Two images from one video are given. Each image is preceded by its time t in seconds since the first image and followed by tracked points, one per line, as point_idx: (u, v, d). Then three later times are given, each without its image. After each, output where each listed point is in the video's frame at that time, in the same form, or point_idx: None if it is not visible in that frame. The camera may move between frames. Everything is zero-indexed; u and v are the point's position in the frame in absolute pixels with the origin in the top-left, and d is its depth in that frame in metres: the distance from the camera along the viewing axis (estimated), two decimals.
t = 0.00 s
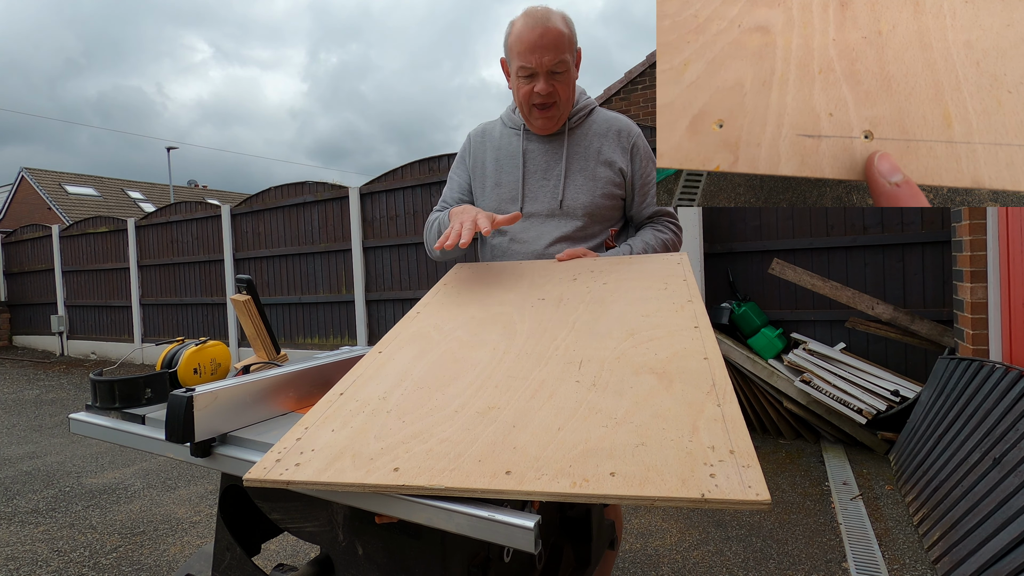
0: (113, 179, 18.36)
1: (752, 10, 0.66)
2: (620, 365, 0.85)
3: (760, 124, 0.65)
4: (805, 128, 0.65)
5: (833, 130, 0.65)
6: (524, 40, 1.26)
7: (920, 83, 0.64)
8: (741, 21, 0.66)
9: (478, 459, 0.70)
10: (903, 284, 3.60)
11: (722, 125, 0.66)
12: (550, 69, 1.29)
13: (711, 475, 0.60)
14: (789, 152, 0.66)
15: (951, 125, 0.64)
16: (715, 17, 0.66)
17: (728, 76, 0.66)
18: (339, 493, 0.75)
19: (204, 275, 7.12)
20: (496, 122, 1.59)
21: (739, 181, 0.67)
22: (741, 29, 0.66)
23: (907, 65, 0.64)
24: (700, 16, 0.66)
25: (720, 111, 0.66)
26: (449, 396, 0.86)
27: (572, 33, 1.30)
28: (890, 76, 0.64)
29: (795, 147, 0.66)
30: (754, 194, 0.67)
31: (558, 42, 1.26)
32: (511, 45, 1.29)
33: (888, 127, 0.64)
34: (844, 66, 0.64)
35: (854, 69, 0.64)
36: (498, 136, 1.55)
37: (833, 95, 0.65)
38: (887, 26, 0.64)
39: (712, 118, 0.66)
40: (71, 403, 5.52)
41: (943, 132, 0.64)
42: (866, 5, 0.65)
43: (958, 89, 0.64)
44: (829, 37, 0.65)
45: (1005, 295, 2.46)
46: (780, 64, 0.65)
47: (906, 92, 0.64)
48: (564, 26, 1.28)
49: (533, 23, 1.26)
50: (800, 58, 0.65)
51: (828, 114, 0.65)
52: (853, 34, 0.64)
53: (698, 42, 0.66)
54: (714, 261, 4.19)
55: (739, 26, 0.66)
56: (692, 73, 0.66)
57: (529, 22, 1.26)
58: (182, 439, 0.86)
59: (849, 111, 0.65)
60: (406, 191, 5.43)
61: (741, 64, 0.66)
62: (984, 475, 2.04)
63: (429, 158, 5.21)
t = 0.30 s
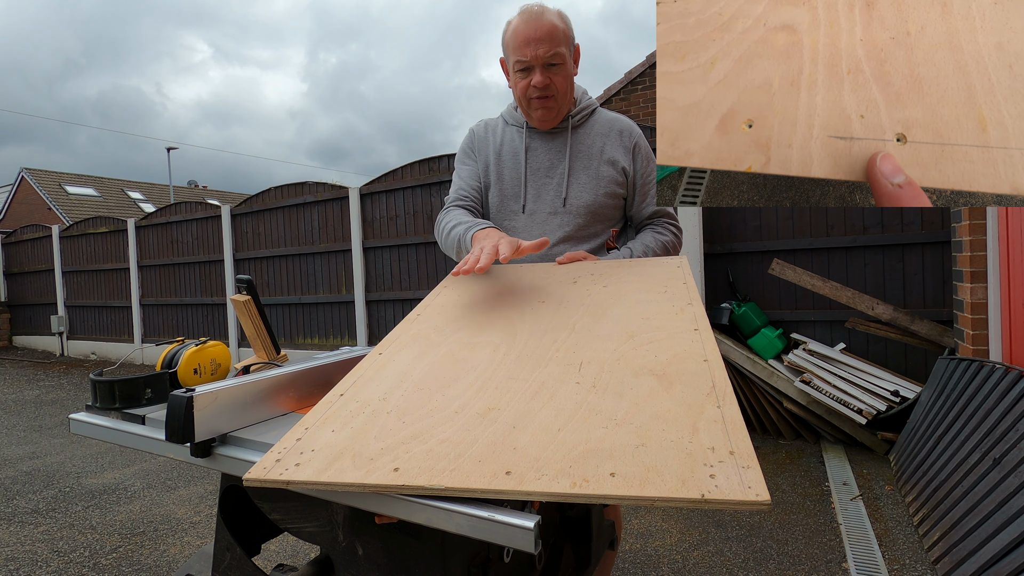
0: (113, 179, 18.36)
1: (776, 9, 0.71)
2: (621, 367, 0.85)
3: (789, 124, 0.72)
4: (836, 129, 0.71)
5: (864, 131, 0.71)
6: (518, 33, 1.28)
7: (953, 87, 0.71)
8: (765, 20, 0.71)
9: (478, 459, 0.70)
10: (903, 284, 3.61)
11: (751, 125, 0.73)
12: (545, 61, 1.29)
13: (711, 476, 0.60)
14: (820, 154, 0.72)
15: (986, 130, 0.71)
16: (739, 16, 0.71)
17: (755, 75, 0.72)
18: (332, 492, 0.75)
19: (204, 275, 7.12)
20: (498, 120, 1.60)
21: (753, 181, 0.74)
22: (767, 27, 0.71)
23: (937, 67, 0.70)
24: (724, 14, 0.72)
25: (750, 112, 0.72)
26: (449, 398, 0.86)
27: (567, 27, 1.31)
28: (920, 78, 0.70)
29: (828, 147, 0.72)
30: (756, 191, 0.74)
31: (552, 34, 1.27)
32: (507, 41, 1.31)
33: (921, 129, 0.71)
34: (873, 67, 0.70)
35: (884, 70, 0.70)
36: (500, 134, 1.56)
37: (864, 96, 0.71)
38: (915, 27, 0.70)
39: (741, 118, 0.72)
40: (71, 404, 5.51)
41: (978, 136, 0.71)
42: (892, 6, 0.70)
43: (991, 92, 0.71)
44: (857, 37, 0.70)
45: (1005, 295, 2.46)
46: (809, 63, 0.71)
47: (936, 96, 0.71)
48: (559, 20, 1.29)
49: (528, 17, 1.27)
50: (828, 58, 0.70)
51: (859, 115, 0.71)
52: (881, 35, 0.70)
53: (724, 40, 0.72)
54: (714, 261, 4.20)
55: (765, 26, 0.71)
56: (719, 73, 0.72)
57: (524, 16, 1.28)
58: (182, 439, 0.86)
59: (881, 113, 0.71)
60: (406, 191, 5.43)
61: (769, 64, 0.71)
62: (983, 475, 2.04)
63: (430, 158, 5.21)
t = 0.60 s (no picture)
0: (113, 179, 18.37)
1: (806, 7, 0.69)
2: (625, 374, 0.85)
3: (824, 124, 0.69)
4: (875, 131, 0.70)
5: (904, 133, 0.70)
6: (515, 34, 1.28)
7: (990, 88, 0.71)
8: (795, 19, 0.69)
9: (478, 460, 0.70)
10: (903, 284, 3.61)
11: (787, 126, 0.70)
12: (542, 61, 1.29)
13: (712, 482, 0.60)
14: (859, 159, 0.70)
15: None
16: (768, 14, 0.69)
17: (789, 75, 0.69)
18: (334, 489, 0.75)
19: (204, 275, 7.12)
20: (500, 120, 1.59)
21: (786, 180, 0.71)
22: (797, 26, 0.69)
23: (973, 69, 0.70)
24: (754, 12, 0.69)
25: (786, 112, 0.70)
26: (452, 399, 0.86)
27: (566, 25, 1.30)
28: (957, 80, 0.70)
29: (866, 150, 0.70)
30: (760, 189, 0.72)
31: (549, 33, 1.27)
32: (505, 41, 1.31)
33: (960, 133, 0.70)
34: (909, 69, 0.70)
35: (919, 72, 0.70)
36: (504, 134, 1.55)
37: (901, 97, 0.70)
38: (948, 29, 0.70)
39: (777, 118, 0.70)
40: (71, 403, 5.52)
41: (1018, 141, 0.71)
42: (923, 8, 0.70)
43: None
44: (890, 38, 0.70)
45: (1005, 294, 2.46)
46: (843, 63, 0.69)
47: (974, 98, 0.71)
48: (558, 18, 1.29)
49: (524, 18, 1.27)
50: (861, 58, 0.69)
51: (897, 118, 0.70)
52: (915, 36, 0.70)
53: (754, 39, 0.70)
54: (714, 262, 4.19)
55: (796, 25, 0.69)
56: (750, 71, 0.70)
57: (521, 16, 1.28)
58: (182, 439, 0.86)
59: (919, 115, 0.70)
60: (406, 191, 5.42)
61: (802, 64, 0.69)
62: (984, 475, 2.04)
63: (430, 158, 5.21)
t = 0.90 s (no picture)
0: (113, 179, 18.37)
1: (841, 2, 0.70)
2: (638, 391, 0.85)
3: (869, 122, 0.70)
4: (921, 131, 0.70)
5: (950, 133, 0.71)
6: (505, 37, 1.29)
7: None
8: (830, 14, 0.70)
9: (479, 463, 0.70)
10: (903, 284, 3.60)
11: (829, 123, 0.70)
12: (532, 60, 1.29)
13: (714, 499, 0.59)
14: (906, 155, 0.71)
15: None
16: (803, 8, 0.69)
17: (827, 71, 0.70)
18: (335, 486, 0.75)
19: (204, 275, 7.13)
20: (501, 120, 1.59)
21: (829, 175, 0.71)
22: (833, 22, 0.70)
23: (1018, 69, 0.71)
24: (788, 6, 0.70)
25: (827, 109, 0.70)
26: (462, 405, 0.86)
27: (556, 23, 1.30)
28: (1001, 78, 0.71)
29: (912, 151, 0.71)
30: (766, 186, 0.73)
31: (538, 32, 1.27)
32: (497, 45, 1.33)
33: (1009, 134, 0.71)
34: (950, 68, 0.71)
35: (962, 71, 0.71)
36: (505, 135, 1.55)
37: (944, 98, 0.71)
38: (990, 27, 0.71)
39: (818, 114, 0.70)
40: (71, 403, 5.52)
41: None
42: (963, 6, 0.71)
43: None
44: (929, 36, 0.71)
45: (1005, 295, 2.45)
46: (882, 61, 0.70)
47: (1018, 98, 0.72)
48: (548, 16, 1.29)
49: (515, 18, 1.29)
50: (901, 56, 0.70)
51: (943, 118, 0.71)
52: (957, 34, 0.71)
53: (789, 34, 0.70)
54: (714, 262, 4.19)
55: (833, 21, 0.70)
56: (788, 66, 0.70)
57: (512, 18, 1.29)
58: (182, 439, 0.86)
59: (964, 116, 0.71)
60: (406, 191, 5.42)
61: (840, 60, 0.70)
62: (983, 475, 2.04)
63: (429, 158, 5.20)
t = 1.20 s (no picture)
0: (113, 179, 18.36)
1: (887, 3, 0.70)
2: (643, 413, 0.85)
3: (923, 129, 0.71)
4: (976, 141, 0.72)
5: (1005, 142, 0.72)
6: (494, 44, 1.30)
7: None
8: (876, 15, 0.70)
9: (478, 465, 0.70)
10: (903, 284, 3.60)
11: (881, 127, 0.71)
12: (522, 66, 1.29)
13: (714, 506, 0.59)
14: (963, 166, 0.73)
15: None
16: (848, 10, 0.71)
17: (877, 75, 0.71)
18: (333, 482, 0.76)
19: (204, 275, 7.13)
20: (496, 124, 1.59)
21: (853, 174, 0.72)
22: (880, 24, 0.70)
23: None
24: (833, 7, 0.71)
25: (878, 113, 0.71)
26: (466, 418, 0.86)
27: (543, 24, 1.29)
28: None
29: (969, 160, 0.72)
30: (770, 184, 0.74)
31: (525, 36, 1.27)
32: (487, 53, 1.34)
33: None
34: (1004, 74, 0.71)
35: (1016, 77, 0.71)
36: (500, 139, 1.56)
37: (1000, 106, 0.72)
38: None
39: (870, 119, 0.71)
40: (71, 404, 5.53)
41: None
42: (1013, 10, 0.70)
43: None
44: (981, 41, 0.70)
45: (1005, 295, 2.45)
46: (933, 66, 0.71)
47: None
48: (534, 18, 1.28)
49: (502, 24, 1.29)
50: (952, 62, 0.71)
51: (999, 127, 0.72)
52: (1010, 40, 0.71)
53: (837, 34, 0.71)
54: (714, 262, 4.19)
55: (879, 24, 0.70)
56: (836, 66, 0.71)
57: (499, 24, 1.29)
58: (182, 439, 0.86)
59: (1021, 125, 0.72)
60: (406, 191, 5.43)
61: (890, 64, 0.71)
62: (984, 474, 2.04)
63: (429, 158, 5.21)
